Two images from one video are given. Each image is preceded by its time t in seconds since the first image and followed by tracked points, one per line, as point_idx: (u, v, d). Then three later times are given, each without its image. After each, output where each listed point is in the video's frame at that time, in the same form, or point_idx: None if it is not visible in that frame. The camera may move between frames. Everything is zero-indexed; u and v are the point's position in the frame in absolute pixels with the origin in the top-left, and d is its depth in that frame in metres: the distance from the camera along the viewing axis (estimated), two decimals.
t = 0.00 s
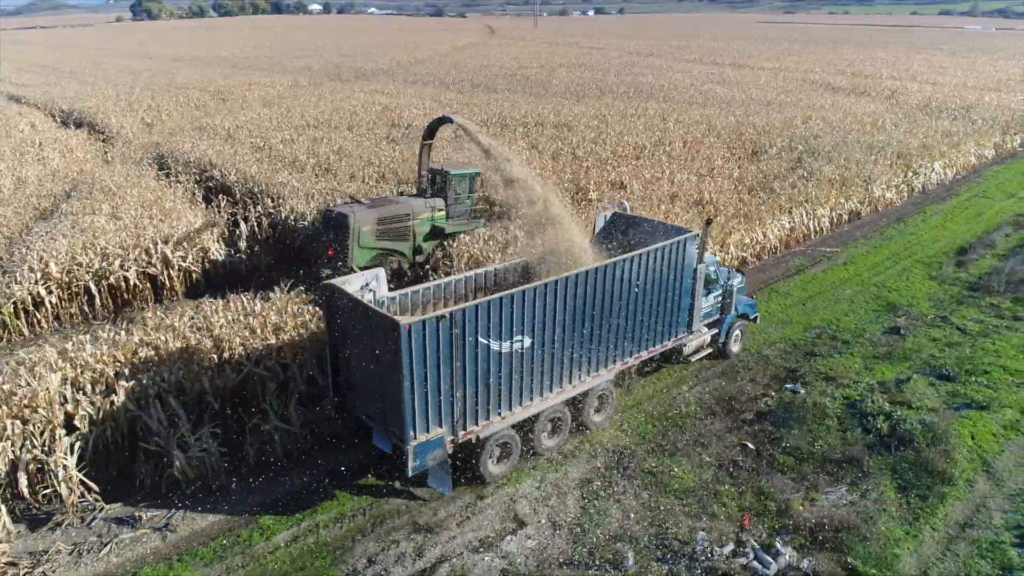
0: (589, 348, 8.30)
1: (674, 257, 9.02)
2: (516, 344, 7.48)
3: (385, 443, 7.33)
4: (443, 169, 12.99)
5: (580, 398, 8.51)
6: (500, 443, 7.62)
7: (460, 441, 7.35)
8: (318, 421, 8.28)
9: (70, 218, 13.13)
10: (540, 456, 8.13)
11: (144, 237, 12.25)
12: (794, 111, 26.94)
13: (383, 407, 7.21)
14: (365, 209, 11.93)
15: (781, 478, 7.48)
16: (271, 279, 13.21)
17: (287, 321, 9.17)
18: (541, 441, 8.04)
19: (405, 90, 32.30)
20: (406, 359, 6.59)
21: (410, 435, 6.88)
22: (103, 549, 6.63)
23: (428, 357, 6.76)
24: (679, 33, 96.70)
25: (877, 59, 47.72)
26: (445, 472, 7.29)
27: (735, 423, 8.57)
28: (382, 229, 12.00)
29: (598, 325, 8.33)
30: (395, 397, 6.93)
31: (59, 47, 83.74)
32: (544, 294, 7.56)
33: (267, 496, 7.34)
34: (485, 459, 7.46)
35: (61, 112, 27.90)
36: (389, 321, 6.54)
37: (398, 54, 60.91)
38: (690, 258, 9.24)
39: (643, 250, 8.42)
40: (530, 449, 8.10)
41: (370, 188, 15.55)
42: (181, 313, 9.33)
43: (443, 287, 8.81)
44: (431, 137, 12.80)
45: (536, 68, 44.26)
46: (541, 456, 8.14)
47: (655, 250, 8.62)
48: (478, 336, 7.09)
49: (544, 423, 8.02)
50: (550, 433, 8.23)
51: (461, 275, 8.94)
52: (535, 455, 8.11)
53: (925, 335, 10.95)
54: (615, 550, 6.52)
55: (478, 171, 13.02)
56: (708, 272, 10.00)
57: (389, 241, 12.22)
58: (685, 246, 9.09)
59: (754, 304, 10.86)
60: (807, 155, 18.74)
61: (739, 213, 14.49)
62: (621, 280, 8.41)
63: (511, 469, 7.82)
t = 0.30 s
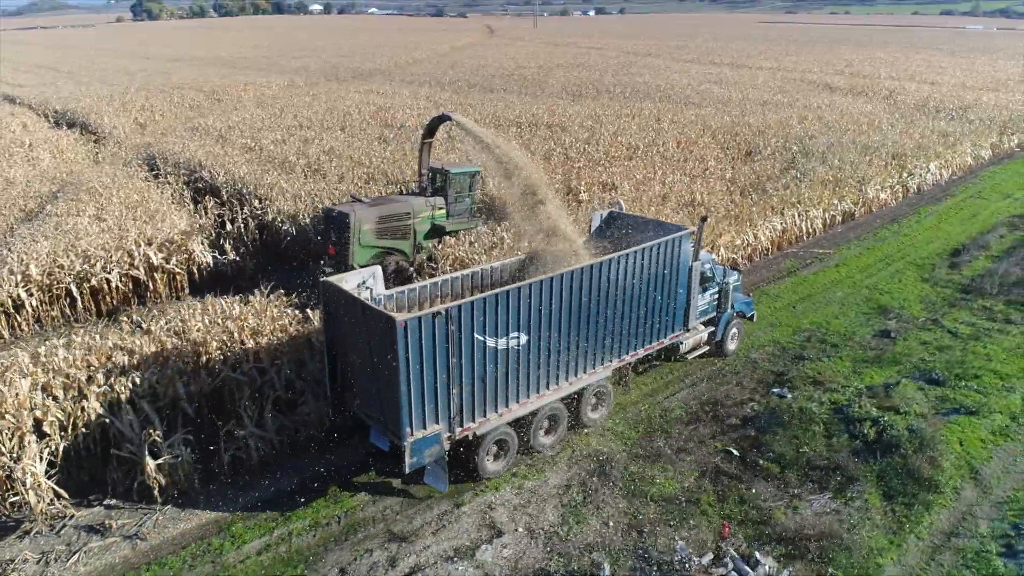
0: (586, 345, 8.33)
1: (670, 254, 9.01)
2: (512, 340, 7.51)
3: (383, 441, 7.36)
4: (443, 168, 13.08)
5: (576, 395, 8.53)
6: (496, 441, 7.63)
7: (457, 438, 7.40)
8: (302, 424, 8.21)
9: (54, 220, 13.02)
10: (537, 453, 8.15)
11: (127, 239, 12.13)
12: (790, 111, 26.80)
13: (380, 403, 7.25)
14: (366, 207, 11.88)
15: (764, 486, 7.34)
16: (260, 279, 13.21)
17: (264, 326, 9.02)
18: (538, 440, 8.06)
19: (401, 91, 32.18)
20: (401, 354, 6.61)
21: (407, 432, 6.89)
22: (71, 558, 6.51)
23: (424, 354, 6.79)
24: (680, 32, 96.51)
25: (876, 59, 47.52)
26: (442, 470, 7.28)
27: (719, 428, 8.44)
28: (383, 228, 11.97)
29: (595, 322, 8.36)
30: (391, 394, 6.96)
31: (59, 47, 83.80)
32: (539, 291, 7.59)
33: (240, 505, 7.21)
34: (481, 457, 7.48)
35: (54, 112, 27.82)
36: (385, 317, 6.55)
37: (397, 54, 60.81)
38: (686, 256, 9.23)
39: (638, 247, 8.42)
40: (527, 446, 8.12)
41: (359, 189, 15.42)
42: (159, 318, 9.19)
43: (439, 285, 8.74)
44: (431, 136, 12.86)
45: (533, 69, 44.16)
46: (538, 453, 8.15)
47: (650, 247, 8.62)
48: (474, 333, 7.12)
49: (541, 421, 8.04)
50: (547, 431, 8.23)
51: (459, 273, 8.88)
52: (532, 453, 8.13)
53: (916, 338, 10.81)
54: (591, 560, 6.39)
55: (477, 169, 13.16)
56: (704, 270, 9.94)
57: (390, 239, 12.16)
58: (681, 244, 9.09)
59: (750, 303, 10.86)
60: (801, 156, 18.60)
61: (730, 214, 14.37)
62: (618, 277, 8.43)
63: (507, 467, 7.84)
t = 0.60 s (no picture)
0: (585, 344, 8.37)
1: (667, 254, 9.05)
2: (511, 339, 7.55)
3: (381, 438, 7.41)
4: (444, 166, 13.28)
5: (574, 394, 8.58)
6: (495, 439, 7.63)
7: (455, 436, 7.41)
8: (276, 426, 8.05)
9: (38, 221, 12.90)
10: (536, 451, 8.17)
11: (110, 240, 11.98)
12: (787, 111, 26.63)
13: (380, 402, 7.29)
14: (367, 207, 12.09)
15: (747, 493, 7.21)
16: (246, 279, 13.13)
17: (242, 329, 8.86)
18: (536, 437, 8.08)
19: (396, 91, 32.03)
20: (401, 353, 6.64)
21: (405, 430, 6.90)
22: (38, 567, 6.39)
23: (423, 353, 6.82)
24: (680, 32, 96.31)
25: (875, 59, 47.29)
26: (441, 468, 7.28)
27: (704, 434, 8.30)
28: (384, 226, 12.17)
29: (594, 321, 8.39)
30: (390, 393, 6.99)
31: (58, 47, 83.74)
32: (538, 290, 7.63)
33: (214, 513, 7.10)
34: (479, 454, 7.50)
35: (47, 112, 27.74)
36: (384, 316, 6.58)
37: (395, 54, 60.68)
38: (685, 254, 9.27)
39: (636, 247, 8.47)
40: (525, 444, 8.14)
41: (348, 189, 15.31)
42: (136, 321, 9.05)
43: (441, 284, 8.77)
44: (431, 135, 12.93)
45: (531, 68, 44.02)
46: (536, 451, 8.18)
47: (648, 247, 8.66)
48: (472, 332, 7.15)
49: (539, 420, 8.06)
50: (544, 428, 8.26)
51: (460, 271, 8.93)
52: (530, 451, 8.14)
53: (907, 341, 10.68)
54: (568, 570, 6.27)
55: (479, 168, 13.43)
56: (703, 269, 9.99)
57: (391, 237, 12.37)
58: (679, 242, 9.12)
59: (747, 302, 11.03)
60: (796, 156, 18.45)
61: (721, 215, 14.23)
62: (616, 276, 8.47)
63: (506, 465, 7.85)
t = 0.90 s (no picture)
0: (580, 342, 8.38)
1: (665, 252, 9.06)
2: (507, 336, 7.55)
3: (379, 435, 7.39)
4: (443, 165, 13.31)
5: (572, 392, 8.61)
6: (490, 436, 7.68)
7: (451, 432, 7.38)
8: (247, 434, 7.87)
9: (22, 222, 12.78)
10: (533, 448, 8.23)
11: (93, 242, 11.85)
12: (784, 111, 26.50)
13: (376, 398, 7.28)
14: (369, 206, 12.15)
15: (729, 501, 7.07)
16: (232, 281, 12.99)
17: (221, 333, 8.69)
18: (533, 434, 8.11)
19: (392, 91, 31.92)
20: (396, 349, 6.61)
21: (401, 425, 6.87)
22: None
23: (419, 349, 6.80)
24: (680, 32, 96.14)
25: (874, 59, 47.11)
26: (437, 463, 7.28)
27: (688, 440, 8.16)
28: (384, 225, 12.22)
29: (590, 319, 8.40)
30: (386, 389, 6.98)
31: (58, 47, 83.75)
32: (535, 287, 7.63)
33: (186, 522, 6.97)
34: (475, 452, 7.54)
35: (41, 112, 27.64)
36: (378, 311, 6.54)
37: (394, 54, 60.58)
38: (682, 253, 9.27)
39: (634, 244, 8.47)
40: (523, 442, 8.17)
41: (338, 190, 15.18)
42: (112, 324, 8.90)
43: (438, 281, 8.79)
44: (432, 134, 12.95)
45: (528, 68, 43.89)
46: (533, 448, 8.21)
47: (645, 245, 8.66)
48: (468, 328, 7.14)
49: (535, 417, 8.09)
50: (542, 426, 8.28)
51: (457, 269, 8.89)
52: (527, 448, 8.19)
53: (897, 345, 10.54)
54: None
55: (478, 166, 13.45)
56: (700, 267, 10.04)
57: (393, 236, 12.44)
58: (677, 241, 9.13)
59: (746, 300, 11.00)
60: (791, 157, 18.32)
61: (713, 216, 14.09)
62: (613, 274, 8.48)
63: (502, 462, 7.89)
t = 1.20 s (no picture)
0: (583, 341, 8.35)
1: (667, 251, 9.04)
2: (507, 335, 7.54)
3: (380, 433, 7.45)
4: (450, 164, 13.68)
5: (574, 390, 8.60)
6: (492, 435, 7.70)
7: (452, 431, 7.39)
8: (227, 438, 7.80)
9: (13, 223, 12.71)
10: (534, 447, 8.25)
11: (83, 243, 11.77)
12: (789, 112, 26.20)
13: (377, 397, 7.30)
14: (376, 204, 12.46)
15: (714, 513, 6.88)
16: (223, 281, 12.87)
17: (203, 336, 8.56)
18: (534, 433, 8.14)
19: (396, 91, 31.80)
20: (397, 347, 6.63)
21: (401, 423, 6.91)
22: None
23: (419, 347, 6.81)
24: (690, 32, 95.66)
25: (884, 60, 46.60)
26: (438, 462, 7.30)
27: (675, 449, 7.99)
28: (391, 223, 12.49)
29: (593, 318, 8.37)
30: (387, 387, 7.00)
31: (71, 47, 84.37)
32: (536, 286, 7.61)
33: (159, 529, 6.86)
34: (476, 450, 7.57)
35: (45, 112, 27.69)
36: (379, 309, 6.57)
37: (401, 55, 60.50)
38: (685, 252, 9.25)
39: (636, 244, 8.45)
40: (524, 441, 8.21)
41: (333, 191, 15.06)
42: (94, 328, 8.78)
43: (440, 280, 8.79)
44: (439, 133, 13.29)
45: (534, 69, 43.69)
46: (534, 446, 8.23)
47: (647, 244, 8.64)
48: (469, 326, 7.13)
49: (537, 416, 8.10)
50: (543, 424, 8.29)
51: (458, 268, 8.86)
52: (528, 447, 8.21)
53: (895, 352, 10.31)
54: None
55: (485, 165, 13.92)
56: (703, 267, 9.93)
57: (399, 233, 12.70)
58: (679, 240, 9.11)
59: (748, 300, 10.96)
60: (793, 158, 18.07)
61: (711, 219, 13.90)
62: (616, 274, 8.46)
63: (503, 461, 7.92)
